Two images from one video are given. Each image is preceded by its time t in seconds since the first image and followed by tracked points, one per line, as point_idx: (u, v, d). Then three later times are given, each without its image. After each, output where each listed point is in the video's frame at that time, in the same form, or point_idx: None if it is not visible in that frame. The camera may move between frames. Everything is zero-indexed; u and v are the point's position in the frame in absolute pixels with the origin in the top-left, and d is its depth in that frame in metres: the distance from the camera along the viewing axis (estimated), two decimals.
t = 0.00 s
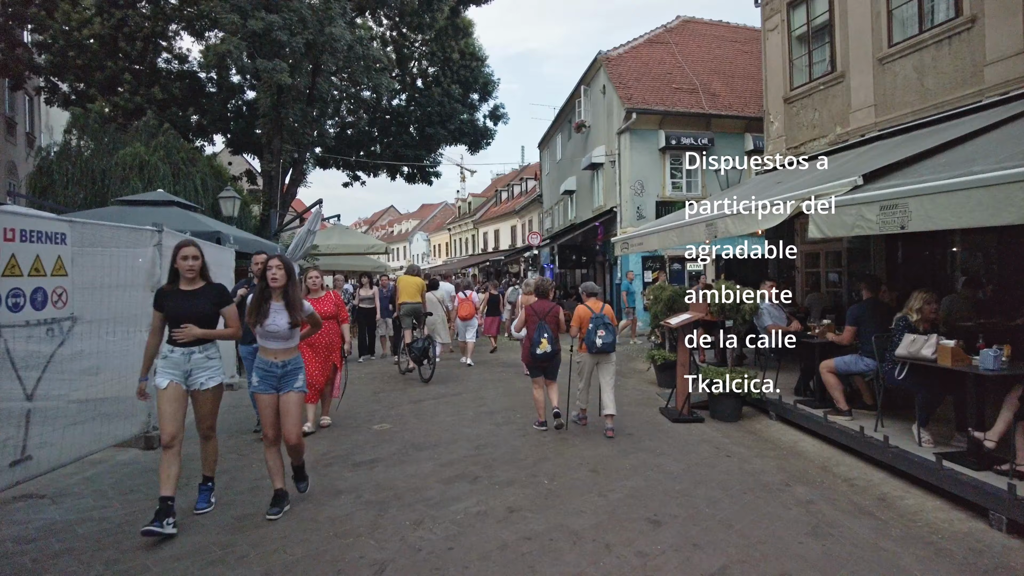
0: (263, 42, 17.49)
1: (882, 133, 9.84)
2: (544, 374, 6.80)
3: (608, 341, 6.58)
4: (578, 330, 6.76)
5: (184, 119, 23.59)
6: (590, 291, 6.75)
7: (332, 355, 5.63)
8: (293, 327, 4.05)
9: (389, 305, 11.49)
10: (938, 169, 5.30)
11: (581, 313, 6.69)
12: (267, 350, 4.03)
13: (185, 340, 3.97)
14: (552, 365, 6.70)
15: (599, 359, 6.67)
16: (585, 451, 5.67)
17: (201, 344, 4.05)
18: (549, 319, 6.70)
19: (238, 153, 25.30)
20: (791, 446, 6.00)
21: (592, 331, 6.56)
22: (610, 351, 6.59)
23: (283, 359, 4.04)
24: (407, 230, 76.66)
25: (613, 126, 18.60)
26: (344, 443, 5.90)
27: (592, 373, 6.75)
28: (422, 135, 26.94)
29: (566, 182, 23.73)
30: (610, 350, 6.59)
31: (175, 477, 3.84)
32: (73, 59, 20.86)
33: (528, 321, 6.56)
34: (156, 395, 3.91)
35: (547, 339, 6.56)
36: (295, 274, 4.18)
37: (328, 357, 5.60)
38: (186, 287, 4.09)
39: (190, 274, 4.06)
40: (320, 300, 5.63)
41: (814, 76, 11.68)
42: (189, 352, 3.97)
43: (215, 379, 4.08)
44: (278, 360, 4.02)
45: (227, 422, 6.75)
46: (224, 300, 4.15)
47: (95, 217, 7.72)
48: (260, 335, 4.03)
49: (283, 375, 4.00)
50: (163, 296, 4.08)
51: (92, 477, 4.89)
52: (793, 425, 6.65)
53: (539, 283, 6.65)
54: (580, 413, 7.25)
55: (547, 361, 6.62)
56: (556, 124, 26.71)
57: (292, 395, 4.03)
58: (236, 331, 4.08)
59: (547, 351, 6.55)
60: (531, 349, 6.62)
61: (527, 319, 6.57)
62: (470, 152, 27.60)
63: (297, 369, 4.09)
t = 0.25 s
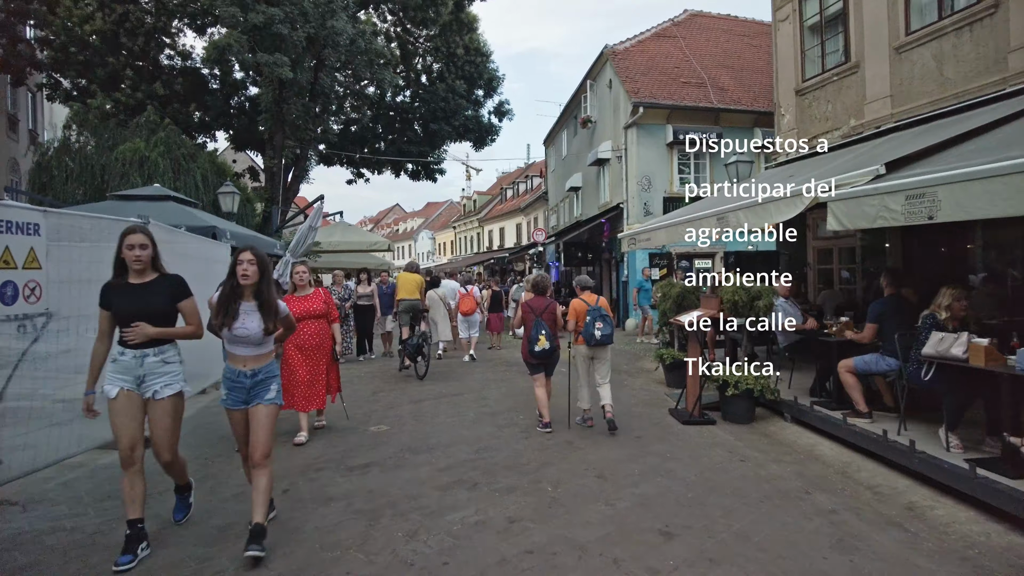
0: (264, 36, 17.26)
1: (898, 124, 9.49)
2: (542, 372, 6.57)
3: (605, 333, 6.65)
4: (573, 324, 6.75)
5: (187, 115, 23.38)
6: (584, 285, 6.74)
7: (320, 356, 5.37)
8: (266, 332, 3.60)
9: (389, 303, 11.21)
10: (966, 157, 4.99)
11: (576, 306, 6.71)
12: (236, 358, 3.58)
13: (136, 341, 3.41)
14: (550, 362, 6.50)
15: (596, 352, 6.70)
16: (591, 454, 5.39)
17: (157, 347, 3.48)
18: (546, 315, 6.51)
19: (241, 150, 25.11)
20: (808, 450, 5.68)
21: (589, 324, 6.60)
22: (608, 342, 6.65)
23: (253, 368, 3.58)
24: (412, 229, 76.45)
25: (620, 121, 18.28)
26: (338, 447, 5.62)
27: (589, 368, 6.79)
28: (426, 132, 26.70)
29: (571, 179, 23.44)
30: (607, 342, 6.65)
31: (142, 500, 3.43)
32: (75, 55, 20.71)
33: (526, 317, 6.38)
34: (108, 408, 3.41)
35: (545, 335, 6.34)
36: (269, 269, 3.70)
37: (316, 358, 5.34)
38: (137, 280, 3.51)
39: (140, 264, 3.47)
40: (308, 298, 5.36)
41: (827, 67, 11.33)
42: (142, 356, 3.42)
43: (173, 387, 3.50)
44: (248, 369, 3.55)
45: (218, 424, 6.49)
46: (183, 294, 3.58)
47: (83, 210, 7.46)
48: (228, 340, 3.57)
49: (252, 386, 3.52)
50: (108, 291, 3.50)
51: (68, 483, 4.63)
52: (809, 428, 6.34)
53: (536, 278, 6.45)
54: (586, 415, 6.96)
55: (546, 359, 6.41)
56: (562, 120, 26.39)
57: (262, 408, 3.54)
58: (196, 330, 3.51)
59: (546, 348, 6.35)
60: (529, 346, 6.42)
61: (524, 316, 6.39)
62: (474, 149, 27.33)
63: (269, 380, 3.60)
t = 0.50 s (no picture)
0: (264, 32, 17.02)
1: (914, 121, 9.18)
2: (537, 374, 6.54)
3: (605, 337, 6.41)
4: (572, 327, 6.56)
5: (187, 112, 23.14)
6: (583, 286, 6.52)
7: (307, 361, 5.00)
8: (226, 347, 3.19)
9: (389, 304, 10.93)
10: (995, 154, 4.70)
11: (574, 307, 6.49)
12: (191, 376, 3.18)
13: (73, 357, 2.98)
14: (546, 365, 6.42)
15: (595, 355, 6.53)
16: (596, 467, 5.12)
17: (98, 360, 3.05)
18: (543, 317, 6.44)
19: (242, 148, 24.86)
20: (825, 463, 5.40)
21: (587, 327, 6.38)
22: (607, 346, 6.40)
23: (212, 388, 3.19)
24: (416, 227, 76.19)
25: (625, 118, 17.98)
26: (329, 458, 5.36)
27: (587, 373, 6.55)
28: (430, 130, 26.45)
29: (576, 178, 23.15)
30: (606, 345, 6.42)
31: (111, 532, 3.07)
32: (74, 52, 20.49)
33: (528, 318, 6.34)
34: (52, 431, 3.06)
35: (545, 337, 6.27)
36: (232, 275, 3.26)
37: (303, 363, 4.98)
38: (75, 283, 3.06)
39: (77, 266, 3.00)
40: (293, 300, 4.99)
41: (839, 62, 11.00)
42: (80, 372, 3.00)
43: (120, 405, 3.07)
44: (205, 391, 3.16)
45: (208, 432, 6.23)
46: (131, 299, 3.13)
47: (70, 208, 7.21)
48: (183, 355, 3.18)
49: (211, 410, 3.11)
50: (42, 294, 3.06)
51: (41, 498, 4.37)
52: (824, 439, 6.06)
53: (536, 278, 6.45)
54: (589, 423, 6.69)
55: (543, 362, 6.33)
56: (566, 118, 26.10)
57: (221, 435, 3.15)
58: (144, 341, 3.09)
59: (545, 351, 6.26)
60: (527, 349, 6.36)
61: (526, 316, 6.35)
62: (478, 147, 27.05)
63: (231, 402, 3.21)
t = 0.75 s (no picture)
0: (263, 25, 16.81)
1: (927, 112, 8.89)
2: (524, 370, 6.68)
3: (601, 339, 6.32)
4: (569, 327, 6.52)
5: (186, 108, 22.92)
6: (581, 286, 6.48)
7: (282, 372, 4.55)
8: (153, 357, 2.65)
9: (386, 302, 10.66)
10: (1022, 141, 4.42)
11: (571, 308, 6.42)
12: (119, 393, 2.68)
13: None
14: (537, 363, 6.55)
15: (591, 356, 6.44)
16: (597, 473, 4.85)
17: None
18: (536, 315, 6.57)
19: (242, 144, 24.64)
20: (838, 468, 5.12)
21: (584, 329, 6.28)
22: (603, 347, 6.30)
23: (142, 407, 2.68)
24: (419, 225, 75.96)
25: (629, 113, 17.69)
26: (315, 464, 5.09)
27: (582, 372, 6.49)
28: (431, 126, 26.20)
29: (579, 173, 22.87)
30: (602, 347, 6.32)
31: None
32: (72, 48, 20.29)
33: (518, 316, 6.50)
34: None
35: (540, 335, 6.40)
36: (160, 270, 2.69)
37: (277, 374, 4.53)
38: None
39: None
40: (274, 303, 4.53)
41: (848, 53, 10.69)
42: None
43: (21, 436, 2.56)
44: (133, 411, 2.66)
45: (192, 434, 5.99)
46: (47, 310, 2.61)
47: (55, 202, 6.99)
48: (106, 367, 2.65)
49: (141, 436, 2.64)
50: None
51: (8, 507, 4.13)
52: (836, 442, 5.78)
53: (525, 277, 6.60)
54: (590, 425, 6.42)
55: (537, 359, 6.44)
56: (569, 113, 25.83)
57: (157, 464, 2.70)
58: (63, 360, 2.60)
59: (541, 348, 6.38)
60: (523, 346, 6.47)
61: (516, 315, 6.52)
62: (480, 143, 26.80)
63: (167, 426, 2.72)
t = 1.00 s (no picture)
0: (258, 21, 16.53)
1: (939, 105, 8.57)
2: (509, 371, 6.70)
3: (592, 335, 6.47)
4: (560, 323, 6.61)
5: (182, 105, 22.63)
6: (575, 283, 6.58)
7: (259, 377, 4.25)
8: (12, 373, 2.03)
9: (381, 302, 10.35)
10: None
11: (565, 303, 6.55)
12: None
13: None
14: (521, 363, 6.63)
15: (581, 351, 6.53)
16: (595, 485, 4.56)
17: None
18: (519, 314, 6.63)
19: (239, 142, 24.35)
20: (852, 480, 4.82)
21: (577, 324, 6.42)
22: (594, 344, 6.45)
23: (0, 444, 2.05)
24: (420, 224, 75.67)
25: (631, 109, 17.38)
26: (297, 476, 4.81)
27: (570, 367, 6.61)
28: (430, 123, 25.92)
29: (579, 171, 22.56)
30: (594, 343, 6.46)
31: None
32: (66, 44, 20.01)
33: (501, 317, 6.56)
34: None
35: (523, 335, 6.44)
36: (32, 267, 2.08)
37: (253, 379, 4.23)
38: None
39: None
40: (247, 301, 4.26)
41: (856, 45, 10.37)
42: None
43: None
44: None
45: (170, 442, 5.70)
46: None
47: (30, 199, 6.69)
48: None
49: None
50: None
51: None
52: (849, 449, 5.49)
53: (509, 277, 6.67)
54: (589, 432, 6.13)
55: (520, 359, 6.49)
56: (569, 111, 25.54)
57: (15, 524, 2.03)
58: None
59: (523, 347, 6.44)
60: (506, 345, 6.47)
61: (499, 315, 6.59)
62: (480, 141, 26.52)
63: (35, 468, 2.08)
